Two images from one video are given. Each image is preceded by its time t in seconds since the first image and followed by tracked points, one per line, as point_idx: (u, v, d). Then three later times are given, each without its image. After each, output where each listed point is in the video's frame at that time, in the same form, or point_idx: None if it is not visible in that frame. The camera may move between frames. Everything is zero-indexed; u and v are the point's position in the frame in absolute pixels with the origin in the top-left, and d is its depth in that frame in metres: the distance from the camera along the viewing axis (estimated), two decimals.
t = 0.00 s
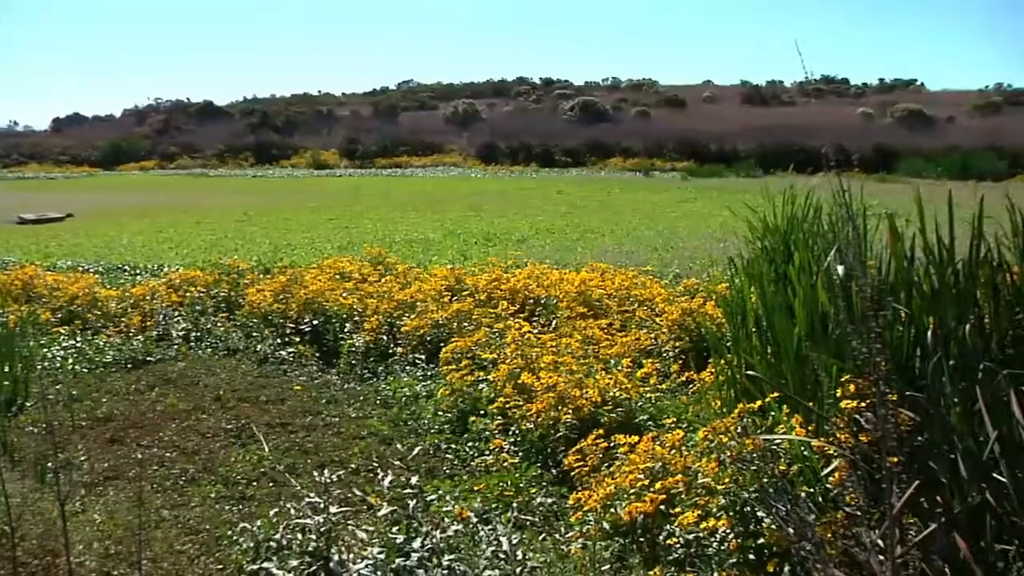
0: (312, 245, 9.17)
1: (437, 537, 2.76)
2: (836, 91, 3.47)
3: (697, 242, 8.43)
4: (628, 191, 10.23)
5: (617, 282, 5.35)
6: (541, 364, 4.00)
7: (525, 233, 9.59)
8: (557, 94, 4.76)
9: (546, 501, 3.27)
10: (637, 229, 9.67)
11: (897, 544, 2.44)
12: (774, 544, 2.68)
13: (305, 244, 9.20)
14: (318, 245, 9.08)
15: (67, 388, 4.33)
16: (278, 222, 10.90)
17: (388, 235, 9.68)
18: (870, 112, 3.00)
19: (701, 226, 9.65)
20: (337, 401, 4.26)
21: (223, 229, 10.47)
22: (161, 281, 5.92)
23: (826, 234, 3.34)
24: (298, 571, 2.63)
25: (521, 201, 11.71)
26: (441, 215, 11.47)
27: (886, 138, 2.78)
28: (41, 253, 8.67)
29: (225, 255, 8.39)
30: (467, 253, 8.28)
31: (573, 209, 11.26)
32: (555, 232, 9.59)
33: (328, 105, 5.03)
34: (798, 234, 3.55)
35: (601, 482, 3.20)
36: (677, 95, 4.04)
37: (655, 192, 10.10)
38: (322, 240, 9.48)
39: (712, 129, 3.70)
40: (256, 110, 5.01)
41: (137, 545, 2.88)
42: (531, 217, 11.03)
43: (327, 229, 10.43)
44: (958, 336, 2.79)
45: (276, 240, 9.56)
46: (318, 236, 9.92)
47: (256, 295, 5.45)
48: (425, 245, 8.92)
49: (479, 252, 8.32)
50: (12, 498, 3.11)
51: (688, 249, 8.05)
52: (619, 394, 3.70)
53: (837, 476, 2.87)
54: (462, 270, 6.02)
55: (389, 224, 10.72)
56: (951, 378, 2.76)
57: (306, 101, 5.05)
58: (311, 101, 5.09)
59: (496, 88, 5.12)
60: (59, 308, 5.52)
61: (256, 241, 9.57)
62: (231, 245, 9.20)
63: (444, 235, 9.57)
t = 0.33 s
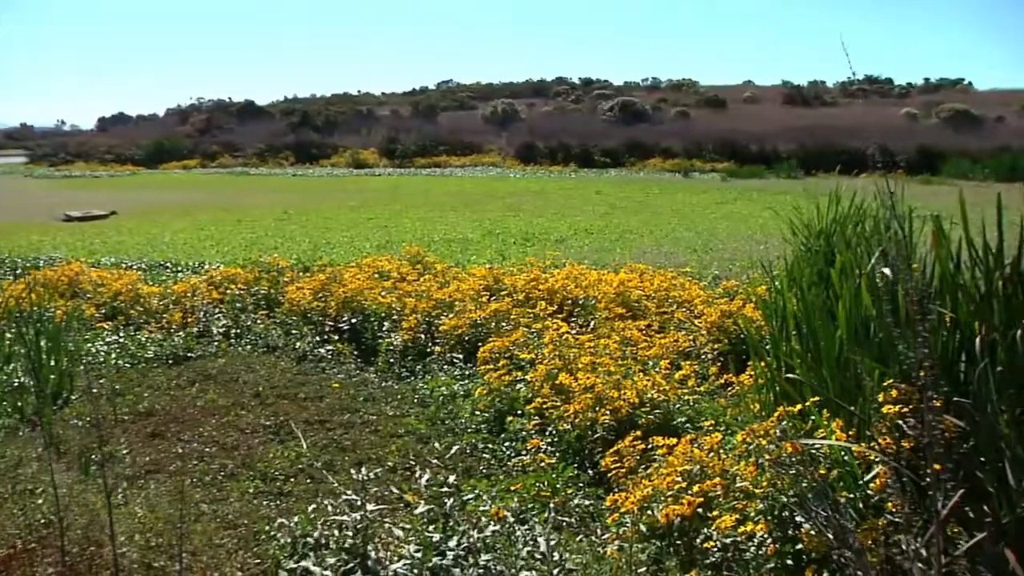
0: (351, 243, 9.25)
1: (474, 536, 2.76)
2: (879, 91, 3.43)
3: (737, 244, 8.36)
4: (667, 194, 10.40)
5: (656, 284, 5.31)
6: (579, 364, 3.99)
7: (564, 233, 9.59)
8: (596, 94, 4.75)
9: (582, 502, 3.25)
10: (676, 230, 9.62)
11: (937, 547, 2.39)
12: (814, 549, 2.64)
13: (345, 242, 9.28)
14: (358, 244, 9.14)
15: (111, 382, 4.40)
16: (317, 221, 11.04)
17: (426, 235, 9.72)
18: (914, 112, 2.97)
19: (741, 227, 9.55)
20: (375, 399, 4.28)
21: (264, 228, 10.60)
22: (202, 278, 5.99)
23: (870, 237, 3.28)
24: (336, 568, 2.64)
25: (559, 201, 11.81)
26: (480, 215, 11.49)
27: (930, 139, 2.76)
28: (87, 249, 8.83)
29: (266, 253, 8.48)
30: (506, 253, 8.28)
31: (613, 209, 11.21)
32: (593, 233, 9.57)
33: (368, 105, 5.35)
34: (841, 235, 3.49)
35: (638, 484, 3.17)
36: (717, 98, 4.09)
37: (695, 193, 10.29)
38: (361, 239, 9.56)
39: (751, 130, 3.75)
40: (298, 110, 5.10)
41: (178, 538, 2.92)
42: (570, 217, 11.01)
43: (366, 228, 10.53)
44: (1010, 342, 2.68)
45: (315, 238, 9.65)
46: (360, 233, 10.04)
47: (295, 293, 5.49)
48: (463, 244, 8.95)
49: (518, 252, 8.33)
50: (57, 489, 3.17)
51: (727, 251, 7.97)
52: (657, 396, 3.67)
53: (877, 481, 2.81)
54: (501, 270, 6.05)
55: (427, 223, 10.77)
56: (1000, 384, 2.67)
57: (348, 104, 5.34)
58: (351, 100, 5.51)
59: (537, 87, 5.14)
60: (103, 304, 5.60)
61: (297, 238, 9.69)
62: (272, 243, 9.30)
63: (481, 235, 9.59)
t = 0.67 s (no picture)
0: (390, 242, 9.30)
1: (511, 536, 2.76)
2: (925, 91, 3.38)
3: (778, 247, 8.26)
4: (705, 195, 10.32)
5: (696, 285, 5.28)
6: (618, 365, 3.98)
7: (604, 233, 9.59)
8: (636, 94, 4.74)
9: (620, 504, 3.24)
10: (716, 231, 9.53)
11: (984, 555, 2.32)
12: (854, 557, 2.60)
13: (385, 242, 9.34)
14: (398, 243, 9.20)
15: (153, 376, 4.47)
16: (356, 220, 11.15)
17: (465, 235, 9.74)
18: (962, 113, 2.92)
19: (782, 229, 9.43)
20: (413, 398, 4.30)
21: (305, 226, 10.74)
22: (244, 275, 6.07)
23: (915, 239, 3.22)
24: (373, 565, 2.66)
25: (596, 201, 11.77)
26: (518, 215, 11.50)
27: (979, 140, 2.71)
28: (132, 246, 9.01)
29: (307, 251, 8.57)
30: (545, 253, 8.29)
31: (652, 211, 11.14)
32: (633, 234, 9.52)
33: (407, 104, 5.60)
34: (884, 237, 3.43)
35: (677, 487, 3.13)
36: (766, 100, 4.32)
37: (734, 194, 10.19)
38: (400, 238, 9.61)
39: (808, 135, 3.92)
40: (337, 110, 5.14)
41: (219, 532, 2.95)
42: (610, 217, 10.97)
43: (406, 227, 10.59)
44: None
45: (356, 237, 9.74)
46: (398, 232, 10.11)
47: (336, 291, 5.54)
48: (503, 244, 8.96)
49: (557, 253, 8.32)
50: (104, 480, 3.23)
51: (768, 253, 7.88)
52: (697, 398, 3.63)
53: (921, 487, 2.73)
54: (540, 270, 6.07)
55: (466, 223, 10.80)
56: None
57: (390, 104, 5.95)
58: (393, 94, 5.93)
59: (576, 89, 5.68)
60: (146, 300, 5.69)
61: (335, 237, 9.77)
62: (312, 241, 9.40)
63: (520, 235, 9.60)
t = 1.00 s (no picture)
0: (422, 241, 9.33)
1: (542, 536, 2.75)
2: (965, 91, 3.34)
3: (813, 249, 8.17)
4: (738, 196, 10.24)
5: (729, 287, 5.25)
6: (651, 367, 3.96)
7: (637, 234, 9.55)
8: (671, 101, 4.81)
9: (651, 507, 3.21)
10: (750, 232, 9.45)
11: None
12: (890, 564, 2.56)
13: (417, 241, 9.38)
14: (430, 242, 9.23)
15: (188, 372, 4.52)
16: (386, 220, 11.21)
17: (498, 235, 9.75)
18: (1004, 114, 2.87)
19: (818, 231, 9.32)
20: (445, 397, 4.31)
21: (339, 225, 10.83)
22: (277, 274, 6.12)
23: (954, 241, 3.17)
24: (403, 563, 2.67)
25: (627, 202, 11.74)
26: (552, 215, 11.51)
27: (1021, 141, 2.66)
28: (167, 244, 9.13)
29: (341, 250, 8.63)
30: (578, 253, 8.29)
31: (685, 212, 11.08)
32: (666, 235, 9.48)
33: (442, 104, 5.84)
34: (922, 239, 3.38)
35: (709, 490, 3.10)
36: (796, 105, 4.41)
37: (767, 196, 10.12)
38: (432, 237, 9.64)
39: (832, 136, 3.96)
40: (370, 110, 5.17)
41: (252, 527, 2.96)
42: (642, 218, 10.93)
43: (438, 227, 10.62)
44: None
45: (388, 236, 9.80)
46: (431, 231, 10.16)
47: (369, 290, 5.56)
48: (536, 244, 8.96)
49: (590, 253, 8.32)
50: (140, 475, 3.27)
51: (803, 255, 7.81)
52: (730, 400, 3.61)
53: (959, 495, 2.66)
54: (572, 270, 6.08)
55: (499, 223, 10.81)
56: None
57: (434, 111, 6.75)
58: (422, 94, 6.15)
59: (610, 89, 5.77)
60: (182, 297, 5.75)
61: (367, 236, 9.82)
62: (346, 240, 9.47)
63: (552, 235, 9.61)
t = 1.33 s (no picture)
0: (455, 241, 9.36)
1: (573, 537, 2.74)
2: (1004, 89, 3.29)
3: (849, 251, 8.08)
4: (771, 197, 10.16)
5: (764, 289, 5.21)
6: (684, 369, 3.93)
7: (671, 235, 9.50)
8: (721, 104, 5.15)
9: (684, 509, 3.19)
10: (785, 234, 9.37)
11: None
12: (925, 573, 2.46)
13: (450, 241, 9.39)
14: (464, 242, 9.24)
15: (223, 369, 4.57)
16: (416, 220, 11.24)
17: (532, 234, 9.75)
18: None
19: (853, 233, 9.22)
20: (479, 396, 4.32)
21: (374, 223, 10.90)
22: (312, 272, 6.18)
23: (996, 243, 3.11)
24: (435, 562, 2.68)
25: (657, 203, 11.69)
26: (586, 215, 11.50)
27: None
28: (203, 241, 9.23)
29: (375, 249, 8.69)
30: (611, 254, 8.28)
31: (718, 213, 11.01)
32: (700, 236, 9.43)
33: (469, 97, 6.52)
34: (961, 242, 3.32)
35: (742, 493, 3.08)
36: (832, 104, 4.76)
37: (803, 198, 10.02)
38: (464, 237, 9.67)
39: (866, 137, 4.20)
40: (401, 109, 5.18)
41: (285, 523, 2.98)
42: (677, 219, 10.87)
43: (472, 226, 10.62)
44: None
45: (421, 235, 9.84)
46: (464, 231, 10.20)
47: (402, 289, 5.58)
48: (570, 244, 8.96)
49: (623, 253, 8.30)
50: (176, 471, 3.30)
51: (839, 257, 7.73)
52: (764, 403, 3.57)
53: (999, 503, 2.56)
54: (606, 270, 6.08)
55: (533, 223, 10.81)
56: None
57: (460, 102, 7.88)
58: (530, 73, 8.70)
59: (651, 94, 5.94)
60: (217, 294, 5.81)
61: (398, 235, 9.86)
62: (380, 239, 9.53)
63: (586, 235, 9.63)
